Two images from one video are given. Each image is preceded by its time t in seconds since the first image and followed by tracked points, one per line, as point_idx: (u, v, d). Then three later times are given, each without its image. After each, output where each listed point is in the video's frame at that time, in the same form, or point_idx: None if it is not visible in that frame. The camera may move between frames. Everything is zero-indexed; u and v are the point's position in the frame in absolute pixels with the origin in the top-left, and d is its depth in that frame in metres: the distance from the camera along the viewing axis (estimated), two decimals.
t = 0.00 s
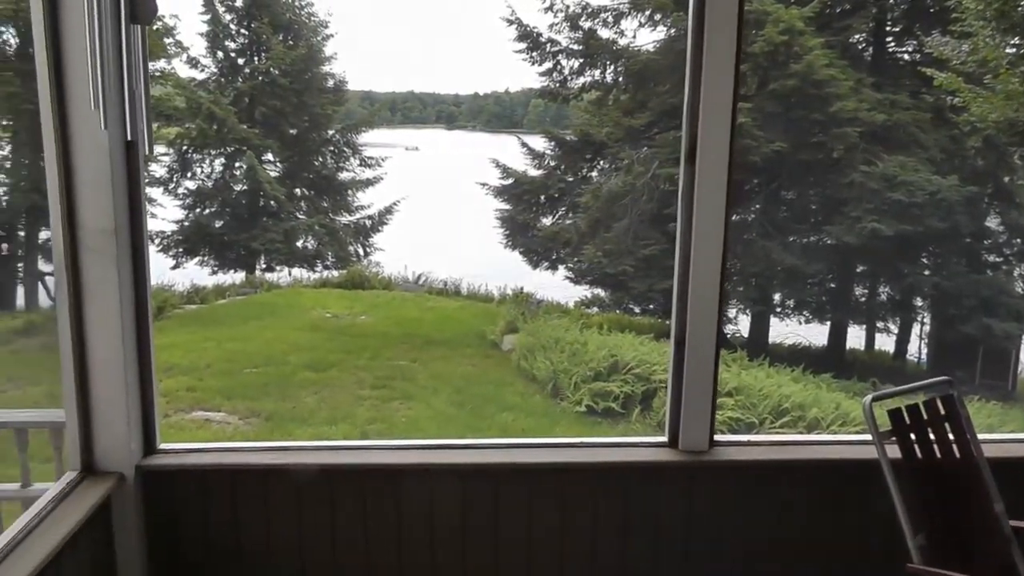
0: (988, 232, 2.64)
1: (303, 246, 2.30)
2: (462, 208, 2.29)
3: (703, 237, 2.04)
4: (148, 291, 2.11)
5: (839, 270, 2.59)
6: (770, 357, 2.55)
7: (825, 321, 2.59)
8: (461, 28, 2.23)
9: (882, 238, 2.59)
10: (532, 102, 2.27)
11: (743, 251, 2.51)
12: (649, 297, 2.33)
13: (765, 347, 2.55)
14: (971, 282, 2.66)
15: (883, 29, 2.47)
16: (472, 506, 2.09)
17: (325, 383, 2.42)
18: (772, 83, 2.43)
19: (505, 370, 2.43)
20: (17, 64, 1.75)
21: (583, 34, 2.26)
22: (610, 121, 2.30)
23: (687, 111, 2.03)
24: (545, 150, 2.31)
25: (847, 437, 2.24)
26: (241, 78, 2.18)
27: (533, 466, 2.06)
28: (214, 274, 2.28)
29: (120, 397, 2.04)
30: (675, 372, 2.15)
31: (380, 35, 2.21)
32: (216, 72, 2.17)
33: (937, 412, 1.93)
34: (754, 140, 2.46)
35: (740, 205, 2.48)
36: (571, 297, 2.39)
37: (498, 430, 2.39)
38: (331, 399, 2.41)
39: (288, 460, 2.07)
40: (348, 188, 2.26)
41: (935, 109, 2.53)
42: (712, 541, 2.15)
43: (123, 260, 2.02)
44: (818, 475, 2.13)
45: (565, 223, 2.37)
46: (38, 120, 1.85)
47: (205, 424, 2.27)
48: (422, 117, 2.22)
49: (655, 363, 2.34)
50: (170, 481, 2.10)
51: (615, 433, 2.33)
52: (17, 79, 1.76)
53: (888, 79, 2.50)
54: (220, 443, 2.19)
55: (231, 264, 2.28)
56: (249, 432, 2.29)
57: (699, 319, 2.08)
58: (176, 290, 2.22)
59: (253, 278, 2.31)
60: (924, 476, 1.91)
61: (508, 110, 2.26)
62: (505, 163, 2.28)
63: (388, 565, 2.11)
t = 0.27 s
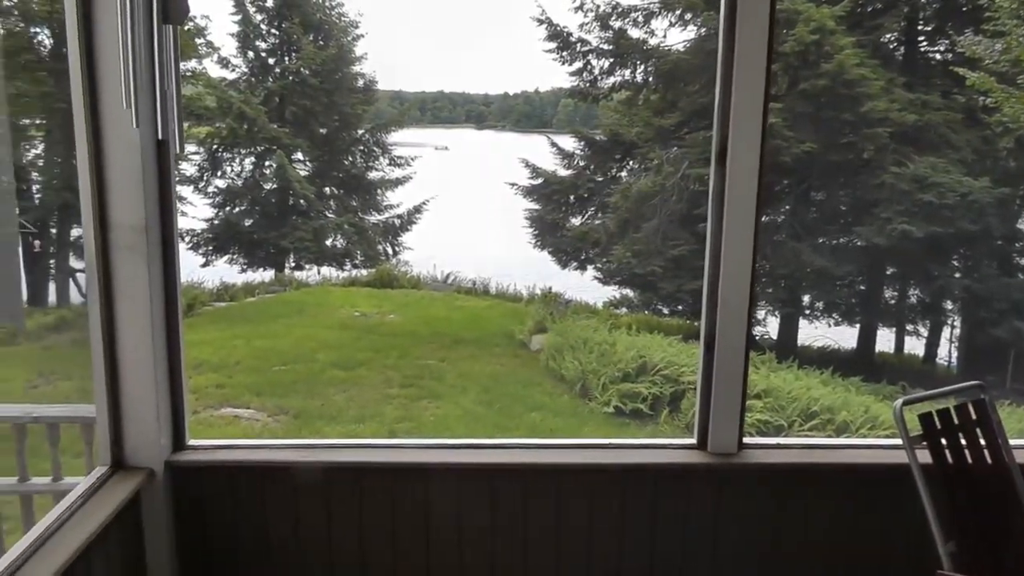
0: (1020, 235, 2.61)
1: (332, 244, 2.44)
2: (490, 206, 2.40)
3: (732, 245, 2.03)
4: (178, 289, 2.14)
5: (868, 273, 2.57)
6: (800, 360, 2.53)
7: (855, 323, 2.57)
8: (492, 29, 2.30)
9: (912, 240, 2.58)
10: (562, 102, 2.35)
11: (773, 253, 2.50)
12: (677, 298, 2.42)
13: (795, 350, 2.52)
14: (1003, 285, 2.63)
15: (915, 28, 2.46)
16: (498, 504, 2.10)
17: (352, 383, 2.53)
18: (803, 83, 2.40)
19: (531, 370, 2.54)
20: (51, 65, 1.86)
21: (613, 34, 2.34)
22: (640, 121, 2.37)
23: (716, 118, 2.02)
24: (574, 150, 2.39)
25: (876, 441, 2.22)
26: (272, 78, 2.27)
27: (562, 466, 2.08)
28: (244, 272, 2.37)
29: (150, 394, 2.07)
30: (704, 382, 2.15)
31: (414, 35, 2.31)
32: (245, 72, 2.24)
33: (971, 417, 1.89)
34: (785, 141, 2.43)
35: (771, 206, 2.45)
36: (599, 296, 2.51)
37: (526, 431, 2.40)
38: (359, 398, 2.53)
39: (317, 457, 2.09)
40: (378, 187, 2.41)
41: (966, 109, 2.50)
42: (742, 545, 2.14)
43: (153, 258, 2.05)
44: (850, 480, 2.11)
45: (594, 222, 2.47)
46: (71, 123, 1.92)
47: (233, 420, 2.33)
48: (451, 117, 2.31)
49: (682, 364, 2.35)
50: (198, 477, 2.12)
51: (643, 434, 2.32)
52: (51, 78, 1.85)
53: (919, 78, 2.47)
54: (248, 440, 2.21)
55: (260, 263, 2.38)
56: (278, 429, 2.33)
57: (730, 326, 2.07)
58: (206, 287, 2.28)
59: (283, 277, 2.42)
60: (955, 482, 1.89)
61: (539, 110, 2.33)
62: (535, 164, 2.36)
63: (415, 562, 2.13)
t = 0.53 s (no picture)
0: None
1: (360, 243, 2.59)
2: (520, 206, 2.51)
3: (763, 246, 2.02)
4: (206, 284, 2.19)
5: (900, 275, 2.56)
6: (828, 362, 2.54)
7: (884, 326, 2.57)
8: (524, 31, 2.42)
9: (941, 243, 2.55)
10: (591, 101, 2.44)
11: (801, 254, 2.50)
12: (705, 299, 2.50)
13: (824, 352, 2.54)
14: None
15: (947, 26, 2.40)
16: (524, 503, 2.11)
17: (382, 381, 2.69)
18: (833, 82, 2.42)
19: (561, 369, 2.68)
20: (85, 64, 1.87)
21: (644, 34, 2.38)
22: (670, 121, 2.42)
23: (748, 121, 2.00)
24: (603, 150, 2.48)
25: (905, 444, 2.20)
26: (303, 78, 2.41)
27: (592, 468, 2.06)
28: (273, 270, 2.52)
29: (179, 389, 2.11)
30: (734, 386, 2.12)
31: (447, 38, 2.44)
32: (276, 71, 2.37)
33: (1003, 420, 1.78)
34: (814, 141, 2.43)
35: (800, 207, 2.44)
36: (628, 298, 2.58)
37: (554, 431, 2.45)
38: (388, 395, 2.68)
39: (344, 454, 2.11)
40: (409, 186, 2.54)
41: (999, 110, 2.44)
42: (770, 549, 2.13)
43: (182, 253, 2.10)
44: (881, 484, 2.10)
45: (623, 223, 2.54)
46: (105, 128, 1.96)
47: (261, 418, 2.48)
48: (481, 117, 2.41)
49: (712, 365, 2.46)
50: (225, 471, 2.16)
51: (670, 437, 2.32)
52: (85, 78, 1.87)
53: (950, 79, 2.44)
54: (276, 437, 2.22)
55: (289, 261, 2.55)
56: (305, 427, 2.52)
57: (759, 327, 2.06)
58: (235, 285, 2.46)
59: (311, 275, 2.58)
60: (991, 490, 1.78)
61: (567, 110, 2.43)
62: (567, 166, 2.48)
63: (442, 560, 2.14)
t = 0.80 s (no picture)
0: None
1: (392, 242, 2.63)
2: (551, 206, 2.55)
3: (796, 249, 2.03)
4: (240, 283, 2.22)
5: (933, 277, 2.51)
6: (859, 364, 2.52)
7: (916, 329, 2.52)
8: (556, 31, 2.45)
9: (974, 245, 2.50)
10: (623, 101, 2.45)
11: (833, 256, 2.46)
12: (738, 301, 2.48)
13: (855, 355, 2.51)
14: None
15: (982, 24, 2.36)
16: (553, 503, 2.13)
17: (414, 379, 2.71)
18: (866, 82, 2.39)
19: (592, 369, 2.69)
20: (122, 65, 1.95)
21: (676, 34, 2.38)
22: (702, 121, 2.41)
23: (783, 117, 1.99)
24: (635, 150, 2.49)
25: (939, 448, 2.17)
26: (334, 78, 2.48)
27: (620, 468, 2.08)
28: (304, 269, 2.56)
29: (212, 386, 2.15)
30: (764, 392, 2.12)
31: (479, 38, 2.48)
32: (308, 72, 2.45)
33: None
34: (847, 141, 2.40)
35: (833, 208, 2.41)
36: (659, 299, 2.57)
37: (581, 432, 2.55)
38: (419, 393, 2.70)
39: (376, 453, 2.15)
40: (439, 186, 2.59)
41: None
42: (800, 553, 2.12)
43: (216, 253, 2.13)
44: (913, 490, 2.08)
45: (655, 223, 2.53)
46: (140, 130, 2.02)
47: (293, 414, 2.48)
48: (513, 117, 2.47)
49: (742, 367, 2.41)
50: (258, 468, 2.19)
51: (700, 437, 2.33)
52: (120, 79, 1.94)
53: (985, 78, 2.40)
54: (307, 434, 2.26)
55: (320, 260, 2.60)
56: (336, 424, 2.50)
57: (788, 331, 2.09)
58: (267, 283, 2.48)
59: (342, 274, 2.62)
60: None
61: (598, 110, 2.46)
62: (597, 166, 2.50)
63: (472, 559, 2.17)
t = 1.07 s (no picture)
0: None
1: (424, 241, 2.67)
2: (582, 205, 2.55)
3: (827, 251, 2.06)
4: (274, 281, 2.27)
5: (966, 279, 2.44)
6: (892, 368, 2.48)
7: (950, 332, 2.46)
8: (587, 30, 2.46)
9: (1010, 247, 2.40)
10: (656, 100, 2.43)
11: (864, 257, 2.45)
12: (769, 302, 2.45)
13: (887, 359, 2.47)
14: None
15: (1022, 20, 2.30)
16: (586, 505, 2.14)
17: (445, 377, 2.77)
18: (900, 81, 2.34)
19: (624, 370, 2.68)
20: (158, 66, 2.01)
21: (709, 33, 2.36)
22: (734, 121, 2.39)
23: (817, 115, 1.99)
24: (668, 150, 2.46)
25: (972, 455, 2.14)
26: (368, 78, 2.51)
27: (650, 470, 2.09)
28: (336, 267, 2.60)
29: (246, 380, 2.21)
30: (796, 397, 2.12)
31: (512, 37, 2.49)
32: (342, 73, 2.48)
33: None
34: (880, 141, 2.37)
35: (865, 209, 2.41)
36: (690, 299, 2.55)
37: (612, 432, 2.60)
38: (450, 392, 2.75)
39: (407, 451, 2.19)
40: (472, 185, 2.59)
41: None
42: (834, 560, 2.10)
43: (251, 250, 2.18)
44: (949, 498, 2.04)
45: (686, 224, 2.51)
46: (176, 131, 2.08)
47: (324, 411, 2.51)
48: (545, 117, 2.49)
49: (775, 370, 2.42)
50: (290, 464, 2.24)
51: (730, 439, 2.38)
52: (157, 80, 2.01)
53: None
54: (343, 431, 2.33)
55: (352, 258, 2.63)
56: (369, 421, 2.58)
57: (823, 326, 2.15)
58: (298, 281, 2.51)
59: (374, 273, 2.66)
60: None
61: (631, 110, 2.45)
62: (630, 165, 2.48)
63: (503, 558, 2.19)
